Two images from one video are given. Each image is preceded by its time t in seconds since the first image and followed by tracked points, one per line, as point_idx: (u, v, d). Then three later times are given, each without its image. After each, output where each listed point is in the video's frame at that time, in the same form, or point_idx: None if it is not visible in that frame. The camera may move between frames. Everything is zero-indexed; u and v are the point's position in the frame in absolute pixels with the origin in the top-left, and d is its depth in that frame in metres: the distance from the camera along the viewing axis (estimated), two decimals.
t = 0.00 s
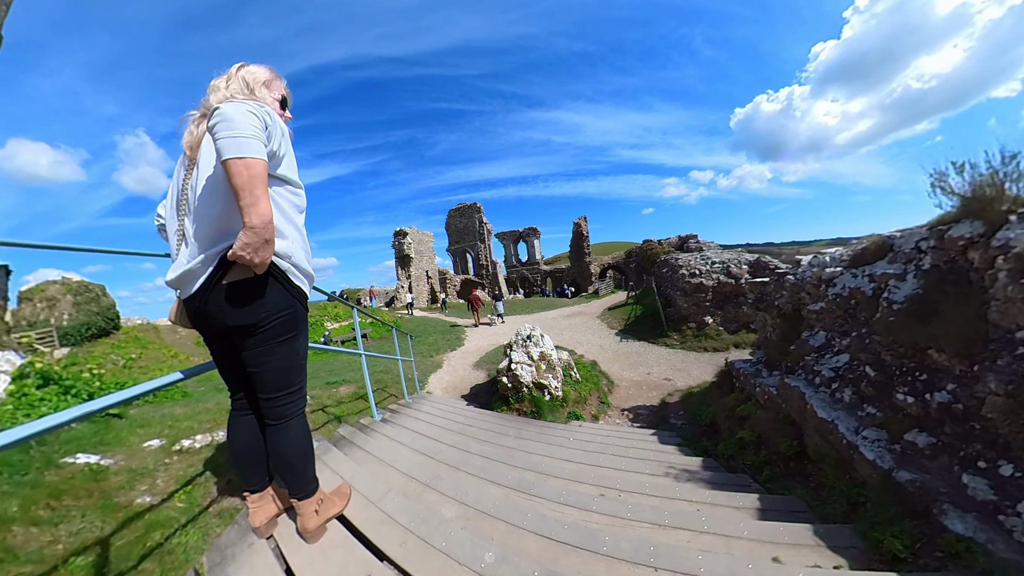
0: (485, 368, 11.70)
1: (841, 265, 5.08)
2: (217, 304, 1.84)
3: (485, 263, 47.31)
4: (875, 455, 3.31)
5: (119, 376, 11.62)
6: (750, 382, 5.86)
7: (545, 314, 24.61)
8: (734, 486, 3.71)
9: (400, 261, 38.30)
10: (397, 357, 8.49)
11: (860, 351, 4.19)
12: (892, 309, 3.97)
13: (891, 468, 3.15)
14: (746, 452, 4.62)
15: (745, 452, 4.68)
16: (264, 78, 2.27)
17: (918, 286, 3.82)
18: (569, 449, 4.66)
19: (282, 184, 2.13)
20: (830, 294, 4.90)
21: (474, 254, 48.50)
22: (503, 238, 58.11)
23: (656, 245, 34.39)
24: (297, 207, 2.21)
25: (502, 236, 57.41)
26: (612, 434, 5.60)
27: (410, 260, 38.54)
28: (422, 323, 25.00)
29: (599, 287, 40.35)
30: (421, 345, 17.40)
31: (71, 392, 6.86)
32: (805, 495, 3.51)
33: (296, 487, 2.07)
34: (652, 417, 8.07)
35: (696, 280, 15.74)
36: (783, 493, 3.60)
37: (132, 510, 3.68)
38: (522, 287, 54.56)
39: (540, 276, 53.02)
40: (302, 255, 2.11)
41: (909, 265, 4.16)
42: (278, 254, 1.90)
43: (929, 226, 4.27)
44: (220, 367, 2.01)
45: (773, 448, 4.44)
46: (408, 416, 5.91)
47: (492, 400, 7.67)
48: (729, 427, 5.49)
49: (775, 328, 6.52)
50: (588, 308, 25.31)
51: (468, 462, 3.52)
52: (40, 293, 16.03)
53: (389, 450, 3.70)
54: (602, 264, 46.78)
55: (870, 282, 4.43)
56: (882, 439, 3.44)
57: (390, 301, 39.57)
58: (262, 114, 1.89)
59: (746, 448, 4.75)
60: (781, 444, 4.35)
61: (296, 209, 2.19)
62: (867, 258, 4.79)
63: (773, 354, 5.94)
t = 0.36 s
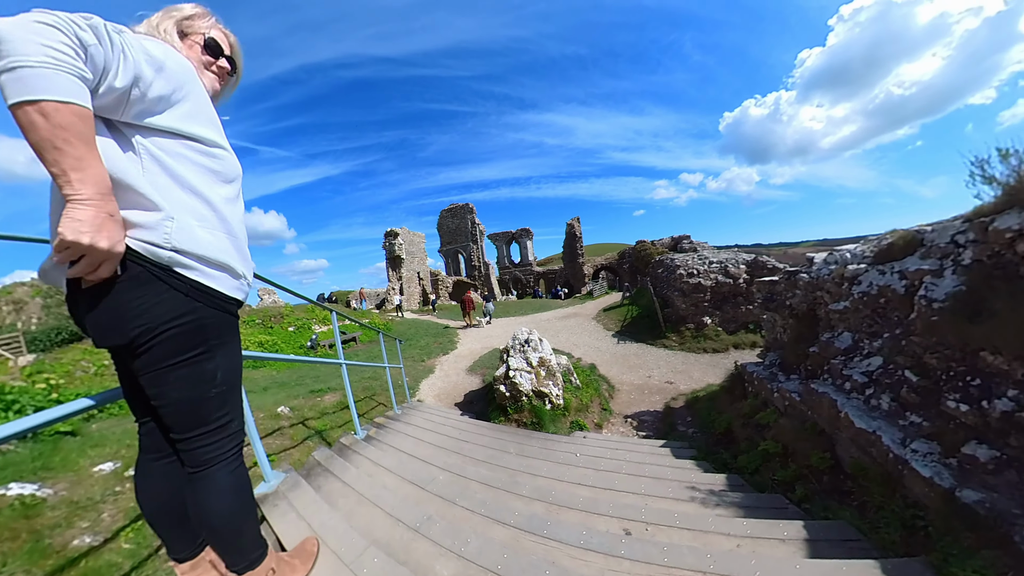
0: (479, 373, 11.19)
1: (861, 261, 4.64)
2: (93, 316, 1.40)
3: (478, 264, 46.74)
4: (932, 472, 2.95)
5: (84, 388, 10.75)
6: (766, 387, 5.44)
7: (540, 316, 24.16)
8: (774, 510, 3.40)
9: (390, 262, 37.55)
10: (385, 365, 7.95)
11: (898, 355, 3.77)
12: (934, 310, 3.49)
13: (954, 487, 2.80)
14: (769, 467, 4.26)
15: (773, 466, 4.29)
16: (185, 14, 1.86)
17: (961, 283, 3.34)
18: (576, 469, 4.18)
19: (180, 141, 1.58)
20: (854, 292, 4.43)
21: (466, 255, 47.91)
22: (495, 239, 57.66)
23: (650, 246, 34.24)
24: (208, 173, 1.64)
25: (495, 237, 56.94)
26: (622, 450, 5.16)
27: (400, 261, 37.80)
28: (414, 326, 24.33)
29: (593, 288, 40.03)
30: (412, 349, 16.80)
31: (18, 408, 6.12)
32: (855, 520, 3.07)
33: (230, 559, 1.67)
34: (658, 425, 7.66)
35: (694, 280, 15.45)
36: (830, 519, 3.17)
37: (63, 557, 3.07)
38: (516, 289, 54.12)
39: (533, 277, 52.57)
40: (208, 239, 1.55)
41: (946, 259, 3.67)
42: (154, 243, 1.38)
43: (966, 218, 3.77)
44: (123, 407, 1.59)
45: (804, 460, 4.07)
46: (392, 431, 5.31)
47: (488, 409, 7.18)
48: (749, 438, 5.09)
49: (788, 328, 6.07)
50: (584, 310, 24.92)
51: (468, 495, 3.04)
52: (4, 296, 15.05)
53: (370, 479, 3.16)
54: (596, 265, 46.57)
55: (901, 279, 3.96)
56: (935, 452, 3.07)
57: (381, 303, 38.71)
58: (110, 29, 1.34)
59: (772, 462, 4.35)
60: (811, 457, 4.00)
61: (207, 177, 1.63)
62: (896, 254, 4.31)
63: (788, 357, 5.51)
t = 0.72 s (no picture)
0: (471, 380, 10.79)
1: (872, 267, 4.39)
2: None
3: (470, 266, 46.27)
4: (967, 502, 2.69)
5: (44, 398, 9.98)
6: (773, 398, 5.18)
7: (533, 318, 23.83)
8: (794, 536, 3.07)
9: (381, 264, 36.85)
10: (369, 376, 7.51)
11: (919, 369, 3.50)
12: (959, 323, 3.15)
13: (993, 521, 2.54)
14: (782, 486, 3.97)
15: (786, 484, 3.98)
16: None
17: (987, 294, 3.01)
18: (573, 499, 3.81)
19: (40, 122, 1.41)
20: (868, 301, 4.17)
21: (458, 256, 47.41)
22: (488, 240, 57.21)
23: (643, 248, 34.23)
24: (81, 163, 1.48)
25: (487, 238, 56.49)
26: (623, 467, 4.85)
27: (391, 262, 37.11)
28: (404, 329, 23.77)
29: (586, 289, 39.89)
30: (402, 354, 16.33)
31: None
32: (885, 553, 2.77)
33: None
34: (657, 434, 7.36)
35: (689, 283, 15.29)
36: (859, 551, 2.85)
37: None
38: (508, 291, 53.74)
39: (526, 279, 52.26)
40: (61, 245, 1.39)
41: (969, 267, 3.34)
42: None
43: (991, 222, 3.43)
44: None
45: (818, 479, 3.79)
46: (372, 458, 5.00)
47: (479, 421, 6.81)
48: (757, 452, 4.81)
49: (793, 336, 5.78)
50: (577, 312, 24.65)
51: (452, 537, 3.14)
52: None
53: (343, 520, 3.49)
54: (588, 266, 46.47)
55: (920, 287, 3.65)
56: (968, 479, 2.81)
57: (371, 305, 37.94)
58: None
59: (785, 480, 4.05)
60: (826, 476, 3.73)
61: (84, 168, 1.49)
62: (913, 260, 3.98)
63: (795, 366, 5.25)
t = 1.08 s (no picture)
0: (459, 384, 10.43)
1: (869, 262, 4.19)
2: None
3: (461, 267, 45.85)
4: (987, 515, 2.45)
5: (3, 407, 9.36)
6: (769, 400, 4.94)
7: (524, 319, 23.55)
8: (799, 556, 2.79)
9: (370, 265, 36.27)
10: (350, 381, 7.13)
11: (927, 370, 3.28)
12: (969, 320, 2.96)
13: (1019, 537, 2.29)
14: (783, 496, 3.72)
15: (786, 495, 3.74)
16: None
17: (997, 288, 2.83)
18: (559, 515, 3.50)
19: None
20: (868, 298, 3.95)
21: (449, 257, 46.94)
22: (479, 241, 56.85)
23: (634, 248, 34.26)
24: None
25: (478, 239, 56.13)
26: (613, 477, 4.58)
27: (381, 263, 36.52)
28: (393, 331, 23.28)
29: (578, 290, 39.79)
30: (389, 357, 15.88)
31: None
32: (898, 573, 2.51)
33: None
34: (650, 438, 7.10)
35: (680, 282, 15.16)
36: (870, 570, 2.58)
37: None
38: (500, 292, 53.40)
39: (518, 280, 52.01)
40: None
41: (975, 260, 3.14)
42: None
43: (995, 213, 3.23)
44: None
45: (820, 489, 3.56)
46: (347, 470, 4.65)
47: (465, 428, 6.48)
48: (755, 459, 4.58)
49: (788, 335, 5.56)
50: (569, 313, 24.45)
51: (421, 561, 2.82)
52: None
53: (303, 544, 3.18)
54: (580, 267, 46.39)
55: (923, 282, 3.45)
56: (987, 490, 2.58)
57: (360, 307, 37.28)
58: None
59: (784, 491, 3.81)
60: (829, 485, 3.50)
61: None
62: (914, 254, 3.76)
63: (790, 367, 5.04)
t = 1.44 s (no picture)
0: (445, 386, 10.02)
1: (872, 252, 3.87)
2: None
3: (452, 267, 45.32)
4: None
5: None
6: (768, 399, 4.64)
7: (516, 319, 23.18)
8: None
9: (358, 265, 35.64)
10: (327, 385, 6.54)
11: (943, 363, 2.99)
12: (987, 309, 2.67)
13: None
14: (788, 507, 3.43)
15: (792, 505, 3.45)
16: None
17: (1016, 275, 2.52)
18: (543, 536, 3.14)
19: None
20: (873, 290, 3.63)
21: (440, 258, 46.39)
22: (471, 241, 56.42)
23: (625, 248, 34.15)
24: None
25: (470, 240, 55.76)
26: (603, 488, 4.30)
27: (370, 263, 35.81)
28: (381, 332, 22.74)
29: (570, 290, 39.55)
30: (376, 359, 15.37)
31: None
32: None
33: None
34: (643, 441, 6.78)
35: (672, 281, 14.95)
36: None
37: None
38: (492, 292, 53.02)
39: (510, 280, 51.67)
40: None
41: (990, 249, 2.80)
42: None
43: (1010, 198, 2.90)
44: None
45: (830, 496, 3.28)
46: (318, 478, 4.22)
47: (448, 433, 6.12)
48: (756, 462, 4.28)
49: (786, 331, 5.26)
50: (561, 312, 24.16)
51: None
52: None
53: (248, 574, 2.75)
54: (572, 267, 46.22)
55: (933, 272, 3.12)
56: (1020, 494, 2.31)
57: (348, 308, 36.56)
58: None
59: (790, 499, 3.51)
60: (839, 491, 3.23)
61: None
62: (922, 244, 3.40)
63: (790, 363, 4.76)
